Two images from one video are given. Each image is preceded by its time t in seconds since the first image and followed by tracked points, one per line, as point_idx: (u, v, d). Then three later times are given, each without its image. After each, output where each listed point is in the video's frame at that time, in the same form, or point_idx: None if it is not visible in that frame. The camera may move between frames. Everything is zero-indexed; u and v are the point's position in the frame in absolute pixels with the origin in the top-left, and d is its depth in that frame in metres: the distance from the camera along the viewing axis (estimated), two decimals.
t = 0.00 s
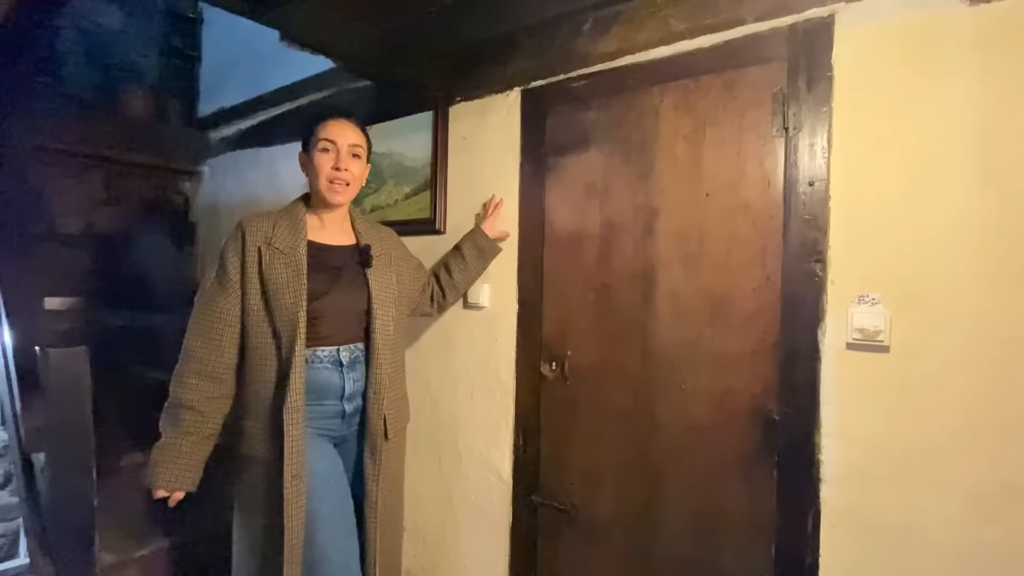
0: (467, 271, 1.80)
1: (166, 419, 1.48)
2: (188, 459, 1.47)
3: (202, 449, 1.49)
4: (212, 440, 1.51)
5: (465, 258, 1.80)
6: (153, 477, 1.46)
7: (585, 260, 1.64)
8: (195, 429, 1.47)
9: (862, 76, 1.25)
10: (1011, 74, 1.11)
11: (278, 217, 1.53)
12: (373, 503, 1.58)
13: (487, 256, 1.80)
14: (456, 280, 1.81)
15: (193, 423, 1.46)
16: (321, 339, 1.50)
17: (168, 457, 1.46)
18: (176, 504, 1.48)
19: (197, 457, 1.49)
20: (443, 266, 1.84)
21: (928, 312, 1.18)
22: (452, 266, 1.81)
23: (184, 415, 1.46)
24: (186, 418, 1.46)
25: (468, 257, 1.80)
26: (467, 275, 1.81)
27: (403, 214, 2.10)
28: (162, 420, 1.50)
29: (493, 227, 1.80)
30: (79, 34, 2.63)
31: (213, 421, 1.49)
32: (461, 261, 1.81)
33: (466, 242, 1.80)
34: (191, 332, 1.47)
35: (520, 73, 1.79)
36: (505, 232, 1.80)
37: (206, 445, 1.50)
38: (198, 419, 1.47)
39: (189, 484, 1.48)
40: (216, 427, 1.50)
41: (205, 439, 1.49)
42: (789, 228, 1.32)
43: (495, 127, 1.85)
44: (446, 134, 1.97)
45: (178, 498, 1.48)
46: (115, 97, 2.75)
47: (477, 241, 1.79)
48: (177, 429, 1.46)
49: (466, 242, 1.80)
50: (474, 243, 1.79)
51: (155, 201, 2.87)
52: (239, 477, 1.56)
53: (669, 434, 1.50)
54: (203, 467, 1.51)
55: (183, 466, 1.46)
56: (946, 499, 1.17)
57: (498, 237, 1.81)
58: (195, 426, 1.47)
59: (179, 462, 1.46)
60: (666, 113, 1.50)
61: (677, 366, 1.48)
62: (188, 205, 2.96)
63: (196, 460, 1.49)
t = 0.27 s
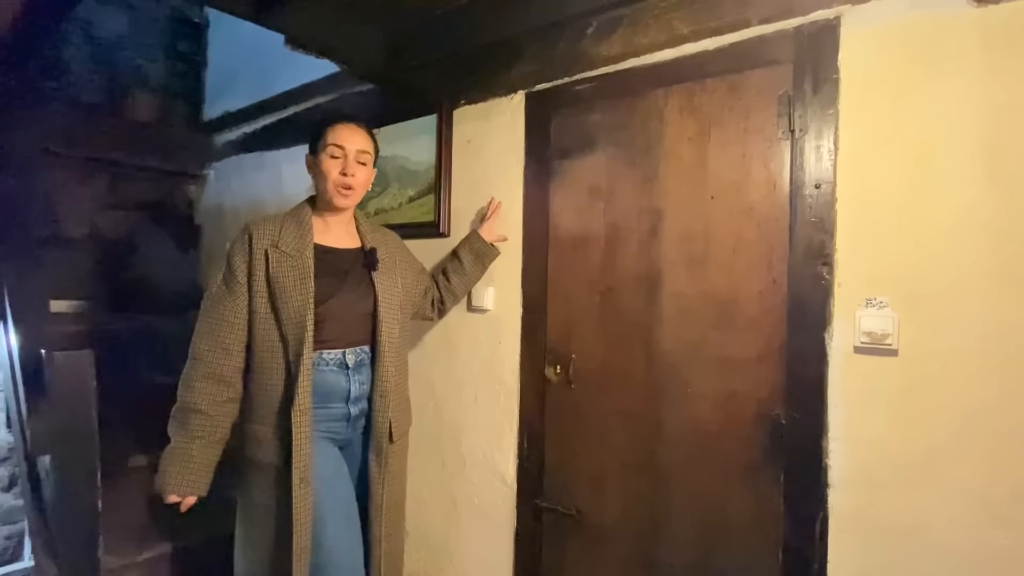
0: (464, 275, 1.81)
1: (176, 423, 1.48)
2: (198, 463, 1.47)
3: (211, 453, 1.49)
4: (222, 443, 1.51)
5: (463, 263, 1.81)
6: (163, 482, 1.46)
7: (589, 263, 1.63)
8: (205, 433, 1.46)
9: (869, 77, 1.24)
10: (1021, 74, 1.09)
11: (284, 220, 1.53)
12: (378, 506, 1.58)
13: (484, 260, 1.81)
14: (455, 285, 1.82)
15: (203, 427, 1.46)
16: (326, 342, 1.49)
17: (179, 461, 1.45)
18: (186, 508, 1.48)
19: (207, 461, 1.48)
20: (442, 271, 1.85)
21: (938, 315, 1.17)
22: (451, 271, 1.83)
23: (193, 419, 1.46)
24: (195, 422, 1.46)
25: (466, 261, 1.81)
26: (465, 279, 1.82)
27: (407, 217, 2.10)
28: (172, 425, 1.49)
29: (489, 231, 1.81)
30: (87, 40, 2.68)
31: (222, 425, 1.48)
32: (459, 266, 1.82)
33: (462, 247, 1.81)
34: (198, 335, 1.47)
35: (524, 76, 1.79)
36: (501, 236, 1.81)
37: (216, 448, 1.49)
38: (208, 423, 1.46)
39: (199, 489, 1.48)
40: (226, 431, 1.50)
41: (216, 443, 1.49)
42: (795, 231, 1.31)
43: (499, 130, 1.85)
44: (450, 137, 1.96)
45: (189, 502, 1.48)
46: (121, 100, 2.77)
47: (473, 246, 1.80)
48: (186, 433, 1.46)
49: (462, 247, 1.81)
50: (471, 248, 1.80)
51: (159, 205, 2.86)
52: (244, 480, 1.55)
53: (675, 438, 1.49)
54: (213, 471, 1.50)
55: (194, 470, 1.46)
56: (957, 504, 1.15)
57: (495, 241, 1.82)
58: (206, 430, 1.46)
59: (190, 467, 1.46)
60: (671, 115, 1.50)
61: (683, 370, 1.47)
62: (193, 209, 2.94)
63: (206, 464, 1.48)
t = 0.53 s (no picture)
0: (473, 280, 1.80)
1: (177, 426, 1.47)
2: (200, 466, 1.46)
3: (213, 456, 1.49)
4: (223, 446, 1.50)
5: (473, 268, 1.80)
6: (165, 486, 1.45)
7: (592, 265, 1.63)
8: (207, 436, 1.46)
9: (874, 79, 1.23)
10: None
11: (286, 222, 1.53)
12: (381, 508, 1.58)
13: (494, 267, 1.79)
14: (462, 288, 1.80)
15: (204, 429, 1.45)
16: (328, 344, 1.49)
17: (180, 464, 1.45)
18: (189, 512, 1.48)
19: (209, 464, 1.48)
20: (450, 274, 1.84)
21: (944, 317, 1.16)
22: (459, 275, 1.81)
23: (195, 422, 1.45)
24: (197, 425, 1.45)
25: (476, 267, 1.79)
26: (473, 283, 1.80)
27: (410, 219, 2.10)
28: (173, 427, 1.49)
29: (502, 237, 1.80)
30: (89, 41, 2.68)
31: (224, 427, 1.48)
32: (468, 270, 1.81)
33: (475, 251, 1.80)
34: (200, 338, 1.46)
35: (527, 78, 1.79)
36: (513, 244, 1.80)
37: (218, 451, 1.49)
38: (210, 426, 1.46)
39: (201, 492, 1.47)
40: (228, 434, 1.50)
41: (217, 446, 1.48)
42: (800, 232, 1.31)
43: (502, 131, 1.84)
44: (454, 139, 1.96)
45: (191, 506, 1.47)
46: (125, 104, 2.77)
47: (485, 252, 1.79)
48: (188, 436, 1.45)
49: (475, 252, 1.80)
50: (482, 253, 1.79)
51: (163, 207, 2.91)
52: (246, 483, 1.55)
53: (679, 440, 1.48)
54: (215, 474, 1.50)
55: (195, 473, 1.46)
56: (965, 508, 1.14)
57: (507, 248, 1.80)
58: (208, 433, 1.46)
59: (191, 470, 1.45)
60: (674, 116, 1.49)
61: (686, 371, 1.47)
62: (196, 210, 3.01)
63: (208, 467, 1.48)
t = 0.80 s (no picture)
0: (473, 278, 1.80)
1: (177, 428, 1.47)
2: (199, 468, 1.46)
3: (213, 458, 1.48)
4: (223, 448, 1.50)
5: (470, 265, 1.80)
6: (164, 488, 1.45)
7: (594, 266, 1.62)
8: (206, 438, 1.46)
9: (876, 79, 1.23)
10: None
11: (286, 224, 1.53)
12: (381, 511, 1.57)
13: (492, 263, 1.79)
14: (462, 287, 1.80)
15: (204, 431, 1.45)
16: (328, 346, 1.48)
17: (179, 466, 1.44)
18: (188, 514, 1.47)
19: (209, 466, 1.47)
20: (450, 274, 1.84)
21: (948, 319, 1.15)
22: (458, 274, 1.81)
23: (194, 424, 1.45)
24: (196, 427, 1.45)
25: (474, 264, 1.79)
26: (473, 282, 1.80)
27: (411, 220, 2.09)
28: (173, 430, 1.48)
29: (498, 233, 1.79)
30: (92, 45, 2.67)
31: (223, 430, 1.48)
32: (466, 268, 1.80)
33: (471, 250, 1.80)
34: (199, 340, 1.46)
35: (529, 79, 1.78)
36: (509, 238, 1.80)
37: (217, 453, 1.49)
38: (209, 428, 1.45)
39: (200, 494, 1.47)
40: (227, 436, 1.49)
41: (217, 448, 1.48)
42: (802, 233, 1.30)
43: (503, 132, 1.84)
44: (455, 140, 1.96)
45: (190, 508, 1.47)
46: (128, 104, 2.78)
47: (482, 249, 1.79)
48: (188, 438, 1.45)
49: (471, 250, 1.79)
50: (479, 250, 1.79)
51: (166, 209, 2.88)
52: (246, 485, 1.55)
53: (681, 442, 1.48)
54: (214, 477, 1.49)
55: (195, 475, 1.45)
56: (970, 511, 1.13)
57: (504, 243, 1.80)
58: (207, 435, 1.45)
59: (190, 472, 1.45)
60: (676, 117, 1.49)
61: (688, 373, 1.46)
62: (198, 213, 2.98)
63: (208, 469, 1.47)
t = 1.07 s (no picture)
0: (475, 281, 1.79)
1: (179, 430, 1.47)
2: (202, 470, 1.46)
3: (215, 460, 1.48)
4: (225, 450, 1.50)
5: (474, 268, 1.79)
6: (167, 490, 1.45)
7: (595, 266, 1.62)
8: (208, 440, 1.45)
9: (875, 81, 1.23)
10: None
11: (287, 226, 1.53)
12: (382, 511, 1.57)
13: (496, 266, 1.78)
14: (463, 289, 1.80)
15: (206, 433, 1.45)
16: (329, 347, 1.48)
17: (182, 468, 1.44)
18: (191, 516, 1.47)
19: (211, 468, 1.47)
20: (451, 274, 1.83)
21: (950, 320, 1.15)
22: (460, 275, 1.80)
23: (196, 426, 1.45)
24: (198, 429, 1.45)
25: (477, 267, 1.78)
26: (475, 284, 1.79)
27: (411, 221, 2.09)
28: (175, 432, 1.48)
29: (503, 236, 1.79)
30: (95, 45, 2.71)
31: (225, 431, 1.48)
32: (469, 270, 1.80)
33: (475, 252, 1.79)
34: (200, 342, 1.46)
35: (529, 80, 1.79)
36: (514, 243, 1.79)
37: (220, 455, 1.49)
38: (211, 430, 1.45)
39: (203, 496, 1.47)
40: (229, 438, 1.49)
41: (219, 449, 1.48)
42: (803, 234, 1.30)
43: (503, 133, 1.84)
44: (456, 141, 1.96)
45: (193, 510, 1.47)
46: (129, 105, 2.79)
47: (487, 252, 1.78)
48: (190, 440, 1.45)
49: (476, 253, 1.79)
50: (484, 253, 1.78)
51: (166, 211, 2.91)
52: (248, 486, 1.54)
53: (682, 443, 1.48)
54: (217, 478, 1.49)
55: (197, 477, 1.45)
56: (974, 512, 1.12)
57: (508, 247, 1.79)
58: (209, 437, 1.45)
59: (193, 474, 1.45)
60: (677, 118, 1.49)
61: (690, 374, 1.46)
62: (199, 214, 3.00)
63: (210, 471, 1.47)
